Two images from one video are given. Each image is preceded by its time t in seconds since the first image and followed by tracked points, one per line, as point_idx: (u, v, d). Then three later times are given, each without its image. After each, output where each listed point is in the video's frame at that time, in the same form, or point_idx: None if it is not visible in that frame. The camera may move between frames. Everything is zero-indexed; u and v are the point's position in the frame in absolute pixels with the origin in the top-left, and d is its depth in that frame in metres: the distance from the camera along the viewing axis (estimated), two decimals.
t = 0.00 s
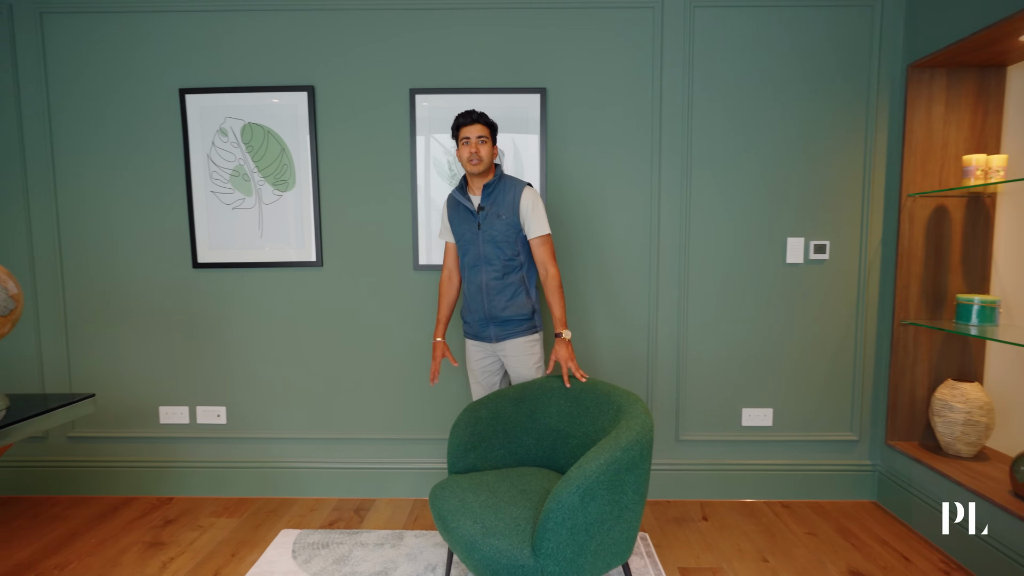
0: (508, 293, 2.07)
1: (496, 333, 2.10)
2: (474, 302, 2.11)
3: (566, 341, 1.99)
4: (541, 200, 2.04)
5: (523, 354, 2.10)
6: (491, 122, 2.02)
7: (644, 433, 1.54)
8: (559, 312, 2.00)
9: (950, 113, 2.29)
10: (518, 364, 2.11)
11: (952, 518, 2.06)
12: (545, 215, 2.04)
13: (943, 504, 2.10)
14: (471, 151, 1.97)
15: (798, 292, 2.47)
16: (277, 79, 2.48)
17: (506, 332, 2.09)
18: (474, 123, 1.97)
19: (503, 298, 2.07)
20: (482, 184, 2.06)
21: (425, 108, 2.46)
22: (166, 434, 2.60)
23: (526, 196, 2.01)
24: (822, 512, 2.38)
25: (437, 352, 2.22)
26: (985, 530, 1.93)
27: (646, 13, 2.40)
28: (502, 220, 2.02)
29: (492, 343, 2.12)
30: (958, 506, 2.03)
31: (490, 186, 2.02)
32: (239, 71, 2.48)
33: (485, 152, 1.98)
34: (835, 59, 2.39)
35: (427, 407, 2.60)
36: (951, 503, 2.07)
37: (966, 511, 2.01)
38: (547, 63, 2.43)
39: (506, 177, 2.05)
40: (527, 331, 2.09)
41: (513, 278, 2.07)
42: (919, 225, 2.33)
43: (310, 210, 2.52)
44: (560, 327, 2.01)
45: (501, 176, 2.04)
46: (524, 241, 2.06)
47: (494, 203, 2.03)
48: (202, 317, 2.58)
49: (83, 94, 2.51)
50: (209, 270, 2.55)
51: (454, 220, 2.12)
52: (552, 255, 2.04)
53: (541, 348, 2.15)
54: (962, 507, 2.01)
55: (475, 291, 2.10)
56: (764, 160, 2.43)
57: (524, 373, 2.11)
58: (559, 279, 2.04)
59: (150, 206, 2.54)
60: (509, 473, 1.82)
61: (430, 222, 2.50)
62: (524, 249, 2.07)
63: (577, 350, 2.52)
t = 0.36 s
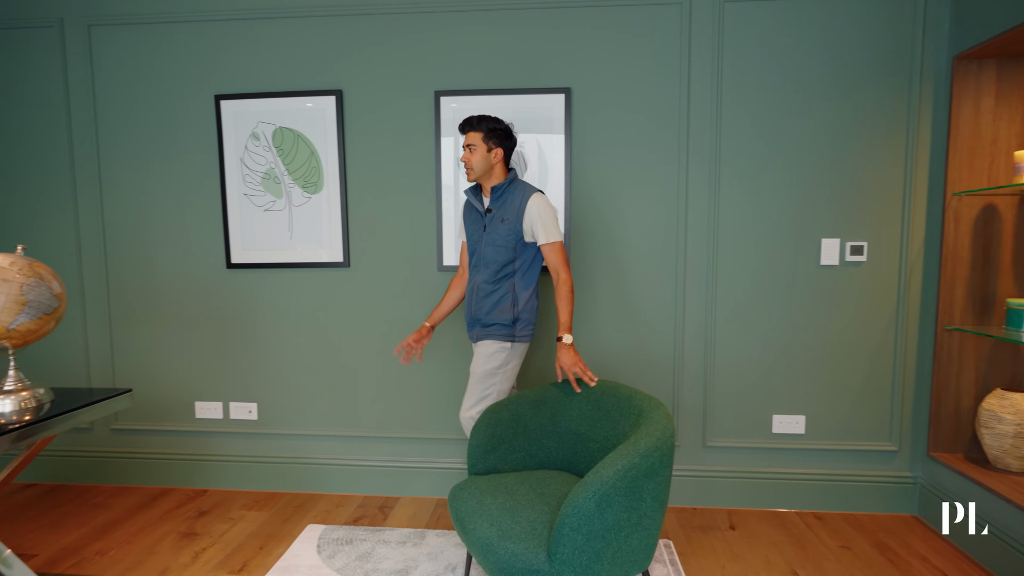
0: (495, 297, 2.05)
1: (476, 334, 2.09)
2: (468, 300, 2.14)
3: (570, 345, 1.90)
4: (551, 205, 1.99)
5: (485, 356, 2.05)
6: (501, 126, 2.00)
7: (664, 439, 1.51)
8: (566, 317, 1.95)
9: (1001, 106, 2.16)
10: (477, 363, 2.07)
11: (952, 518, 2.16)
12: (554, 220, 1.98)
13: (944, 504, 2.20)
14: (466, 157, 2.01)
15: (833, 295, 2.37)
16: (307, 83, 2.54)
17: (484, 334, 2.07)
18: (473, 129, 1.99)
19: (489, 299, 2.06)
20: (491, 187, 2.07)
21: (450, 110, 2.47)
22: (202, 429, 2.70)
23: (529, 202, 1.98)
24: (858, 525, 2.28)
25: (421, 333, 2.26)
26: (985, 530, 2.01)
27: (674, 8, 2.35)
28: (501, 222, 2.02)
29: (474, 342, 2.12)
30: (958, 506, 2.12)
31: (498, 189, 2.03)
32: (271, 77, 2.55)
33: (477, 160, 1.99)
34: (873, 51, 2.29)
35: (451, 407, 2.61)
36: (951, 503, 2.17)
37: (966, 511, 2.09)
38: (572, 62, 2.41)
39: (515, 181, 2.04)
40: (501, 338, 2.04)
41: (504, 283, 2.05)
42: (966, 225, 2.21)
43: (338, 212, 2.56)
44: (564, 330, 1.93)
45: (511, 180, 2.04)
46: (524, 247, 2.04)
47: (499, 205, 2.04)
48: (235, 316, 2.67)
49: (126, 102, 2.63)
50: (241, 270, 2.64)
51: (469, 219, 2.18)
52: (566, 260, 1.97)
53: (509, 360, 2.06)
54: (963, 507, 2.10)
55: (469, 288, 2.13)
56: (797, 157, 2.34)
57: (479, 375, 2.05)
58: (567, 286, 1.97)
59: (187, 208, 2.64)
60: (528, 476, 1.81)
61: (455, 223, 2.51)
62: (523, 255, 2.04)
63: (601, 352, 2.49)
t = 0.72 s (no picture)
0: (487, 300, 2.04)
1: (467, 337, 2.08)
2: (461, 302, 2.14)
3: (539, 360, 1.94)
4: (546, 211, 1.98)
5: (476, 363, 2.05)
6: (500, 128, 2.00)
7: (685, 441, 1.49)
8: (543, 331, 1.96)
9: None
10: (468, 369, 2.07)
11: (952, 518, 2.27)
12: (547, 228, 1.97)
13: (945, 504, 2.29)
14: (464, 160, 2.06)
15: (870, 297, 2.28)
16: (338, 87, 2.61)
17: (474, 338, 2.06)
18: (471, 132, 2.00)
19: (480, 303, 2.05)
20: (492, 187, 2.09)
21: (475, 110, 2.48)
22: (238, 421, 2.80)
23: (524, 206, 1.98)
24: (896, 536, 2.19)
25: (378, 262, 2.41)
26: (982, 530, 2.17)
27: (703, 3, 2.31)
28: (496, 224, 2.03)
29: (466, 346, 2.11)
30: (959, 507, 2.25)
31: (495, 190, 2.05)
32: (305, 81, 2.63)
33: (475, 164, 2.02)
34: (916, 42, 2.19)
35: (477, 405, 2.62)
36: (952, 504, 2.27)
37: (965, 511, 2.24)
38: (598, 59, 2.40)
39: (514, 182, 2.05)
40: (490, 344, 2.02)
41: (495, 286, 2.03)
42: (1017, 223, 2.08)
43: (367, 212, 2.62)
44: (537, 345, 1.96)
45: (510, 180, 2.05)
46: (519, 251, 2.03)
47: (496, 208, 2.05)
48: (270, 313, 2.76)
49: (170, 108, 2.76)
50: (275, 268, 2.73)
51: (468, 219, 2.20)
52: (552, 271, 1.98)
53: (500, 368, 2.04)
54: (963, 507, 2.24)
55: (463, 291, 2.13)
56: (832, 153, 2.26)
57: (473, 383, 2.04)
58: (551, 297, 1.98)
59: (226, 209, 2.75)
60: (549, 475, 1.81)
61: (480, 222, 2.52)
62: (517, 259, 2.04)
63: (626, 353, 2.46)
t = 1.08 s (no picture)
0: (482, 299, 2.05)
1: (465, 335, 2.10)
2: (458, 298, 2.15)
3: (544, 365, 1.97)
4: (535, 210, 1.95)
5: (480, 366, 2.06)
6: (490, 121, 1.97)
7: (713, 443, 1.46)
8: (542, 336, 1.96)
9: None
10: (474, 373, 2.07)
11: (952, 518, 2.18)
12: (538, 227, 1.94)
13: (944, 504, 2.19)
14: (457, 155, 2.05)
15: (916, 299, 2.18)
16: (373, 91, 2.68)
17: (472, 337, 2.07)
18: (462, 127, 1.98)
19: (475, 302, 2.06)
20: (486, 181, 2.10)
21: (506, 110, 2.50)
22: (277, 414, 2.91)
23: (515, 205, 1.96)
24: (943, 550, 2.08)
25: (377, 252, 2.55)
26: (986, 530, 2.15)
27: None
28: (489, 222, 2.02)
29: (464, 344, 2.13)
30: (959, 507, 2.17)
31: (487, 185, 2.05)
32: (342, 86, 2.71)
33: (468, 160, 2.01)
34: (968, 31, 2.08)
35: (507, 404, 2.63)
36: (951, 504, 2.18)
37: (967, 512, 2.17)
38: (631, 57, 2.37)
39: (507, 177, 2.05)
40: (486, 344, 2.04)
41: (489, 285, 2.04)
42: None
43: (400, 212, 2.68)
44: (540, 350, 1.97)
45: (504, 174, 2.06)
46: (512, 249, 2.02)
47: (489, 205, 2.05)
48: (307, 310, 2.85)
49: (216, 114, 2.89)
50: (313, 267, 2.82)
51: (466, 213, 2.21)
52: (545, 271, 1.95)
53: (505, 368, 2.06)
54: (964, 508, 2.17)
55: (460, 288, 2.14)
56: (875, 150, 2.17)
57: (480, 386, 2.05)
58: (544, 298, 1.96)
59: (267, 210, 2.86)
60: (575, 475, 1.81)
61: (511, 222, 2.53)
62: (511, 258, 2.03)
63: (657, 354, 2.43)
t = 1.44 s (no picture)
0: (493, 297, 2.05)
1: (475, 334, 2.11)
2: (467, 297, 2.16)
3: (547, 363, 1.92)
4: (544, 205, 1.95)
5: (493, 365, 2.06)
6: (508, 118, 1.99)
7: (744, 446, 1.42)
8: (548, 332, 1.92)
9: None
10: (489, 372, 2.06)
11: (952, 518, 2.10)
12: (547, 222, 1.94)
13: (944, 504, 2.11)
14: (478, 154, 1.99)
15: (969, 300, 2.06)
16: (408, 92, 2.73)
17: (483, 336, 2.08)
18: (485, 124, 1.95)
19: (486, 301, 2.07)
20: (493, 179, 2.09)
21: (538, 108, 2.50)
22: (314, 408, 3.00)
23: (524, 201, 1.97)
24: (998, 567, 1.96)
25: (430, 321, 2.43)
26: (986, 530, 2.06)
27: None
28: (499, 220, 2.03)
29: (474, 343, 2.13)
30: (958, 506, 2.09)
31: (494, 183, 2.05)
32: (378, 87, 2.77)
33: (494, 157, 1.99)
34: None
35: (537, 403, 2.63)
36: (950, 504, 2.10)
37: (966, 512, 2.09)
38: (665, 52, 2.33)
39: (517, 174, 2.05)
40: (498, 343, 2.04)
41: (499, 283, 2.04)
42: None
43: (433, 210, 2.71)
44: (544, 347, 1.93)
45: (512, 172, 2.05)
46: (521, 246, 2.02)
47: (496, 201, 2.05)
48: (343, 307, 2.93)
49: (258, 117, 3.00)
50: (349, 265, 2.89)
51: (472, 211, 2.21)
52: (552, 267, 1.94)
53: (517, 366, 2.07)
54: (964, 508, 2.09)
55: (469, 286, 2.15)
56: (925, 142, 2.06)
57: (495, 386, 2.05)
58: (550, 294, 1.94)
59: (306, 210, 2.95)
60: (603, 475, 1.79)
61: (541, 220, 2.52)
62: (521, 256, 2.03)
63: (689, 354, 2.38)
